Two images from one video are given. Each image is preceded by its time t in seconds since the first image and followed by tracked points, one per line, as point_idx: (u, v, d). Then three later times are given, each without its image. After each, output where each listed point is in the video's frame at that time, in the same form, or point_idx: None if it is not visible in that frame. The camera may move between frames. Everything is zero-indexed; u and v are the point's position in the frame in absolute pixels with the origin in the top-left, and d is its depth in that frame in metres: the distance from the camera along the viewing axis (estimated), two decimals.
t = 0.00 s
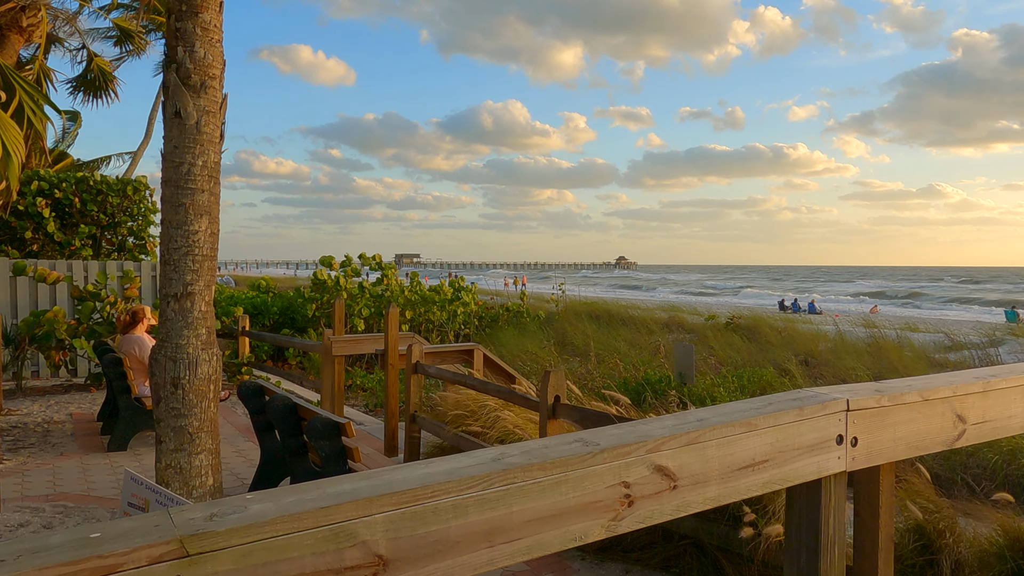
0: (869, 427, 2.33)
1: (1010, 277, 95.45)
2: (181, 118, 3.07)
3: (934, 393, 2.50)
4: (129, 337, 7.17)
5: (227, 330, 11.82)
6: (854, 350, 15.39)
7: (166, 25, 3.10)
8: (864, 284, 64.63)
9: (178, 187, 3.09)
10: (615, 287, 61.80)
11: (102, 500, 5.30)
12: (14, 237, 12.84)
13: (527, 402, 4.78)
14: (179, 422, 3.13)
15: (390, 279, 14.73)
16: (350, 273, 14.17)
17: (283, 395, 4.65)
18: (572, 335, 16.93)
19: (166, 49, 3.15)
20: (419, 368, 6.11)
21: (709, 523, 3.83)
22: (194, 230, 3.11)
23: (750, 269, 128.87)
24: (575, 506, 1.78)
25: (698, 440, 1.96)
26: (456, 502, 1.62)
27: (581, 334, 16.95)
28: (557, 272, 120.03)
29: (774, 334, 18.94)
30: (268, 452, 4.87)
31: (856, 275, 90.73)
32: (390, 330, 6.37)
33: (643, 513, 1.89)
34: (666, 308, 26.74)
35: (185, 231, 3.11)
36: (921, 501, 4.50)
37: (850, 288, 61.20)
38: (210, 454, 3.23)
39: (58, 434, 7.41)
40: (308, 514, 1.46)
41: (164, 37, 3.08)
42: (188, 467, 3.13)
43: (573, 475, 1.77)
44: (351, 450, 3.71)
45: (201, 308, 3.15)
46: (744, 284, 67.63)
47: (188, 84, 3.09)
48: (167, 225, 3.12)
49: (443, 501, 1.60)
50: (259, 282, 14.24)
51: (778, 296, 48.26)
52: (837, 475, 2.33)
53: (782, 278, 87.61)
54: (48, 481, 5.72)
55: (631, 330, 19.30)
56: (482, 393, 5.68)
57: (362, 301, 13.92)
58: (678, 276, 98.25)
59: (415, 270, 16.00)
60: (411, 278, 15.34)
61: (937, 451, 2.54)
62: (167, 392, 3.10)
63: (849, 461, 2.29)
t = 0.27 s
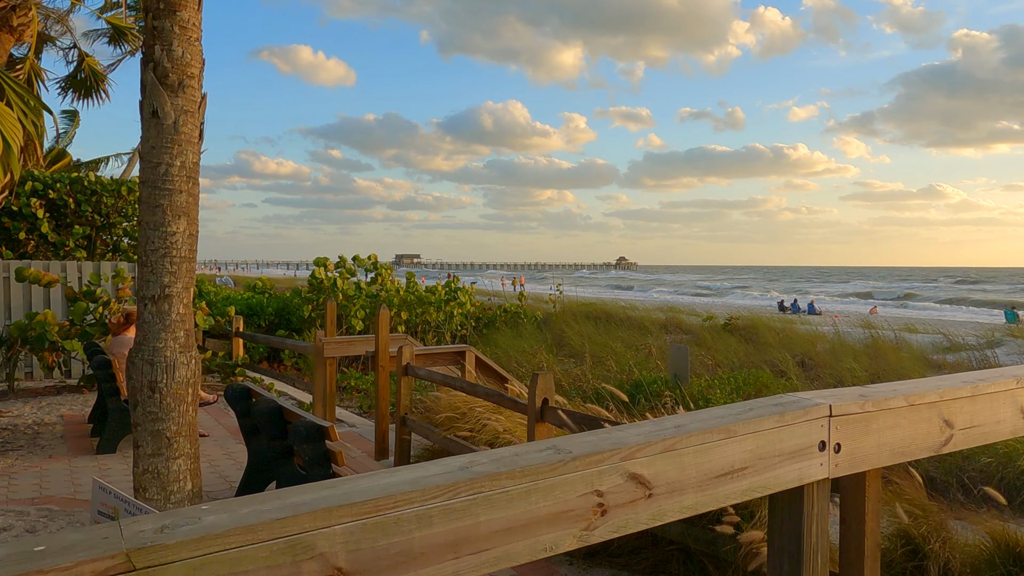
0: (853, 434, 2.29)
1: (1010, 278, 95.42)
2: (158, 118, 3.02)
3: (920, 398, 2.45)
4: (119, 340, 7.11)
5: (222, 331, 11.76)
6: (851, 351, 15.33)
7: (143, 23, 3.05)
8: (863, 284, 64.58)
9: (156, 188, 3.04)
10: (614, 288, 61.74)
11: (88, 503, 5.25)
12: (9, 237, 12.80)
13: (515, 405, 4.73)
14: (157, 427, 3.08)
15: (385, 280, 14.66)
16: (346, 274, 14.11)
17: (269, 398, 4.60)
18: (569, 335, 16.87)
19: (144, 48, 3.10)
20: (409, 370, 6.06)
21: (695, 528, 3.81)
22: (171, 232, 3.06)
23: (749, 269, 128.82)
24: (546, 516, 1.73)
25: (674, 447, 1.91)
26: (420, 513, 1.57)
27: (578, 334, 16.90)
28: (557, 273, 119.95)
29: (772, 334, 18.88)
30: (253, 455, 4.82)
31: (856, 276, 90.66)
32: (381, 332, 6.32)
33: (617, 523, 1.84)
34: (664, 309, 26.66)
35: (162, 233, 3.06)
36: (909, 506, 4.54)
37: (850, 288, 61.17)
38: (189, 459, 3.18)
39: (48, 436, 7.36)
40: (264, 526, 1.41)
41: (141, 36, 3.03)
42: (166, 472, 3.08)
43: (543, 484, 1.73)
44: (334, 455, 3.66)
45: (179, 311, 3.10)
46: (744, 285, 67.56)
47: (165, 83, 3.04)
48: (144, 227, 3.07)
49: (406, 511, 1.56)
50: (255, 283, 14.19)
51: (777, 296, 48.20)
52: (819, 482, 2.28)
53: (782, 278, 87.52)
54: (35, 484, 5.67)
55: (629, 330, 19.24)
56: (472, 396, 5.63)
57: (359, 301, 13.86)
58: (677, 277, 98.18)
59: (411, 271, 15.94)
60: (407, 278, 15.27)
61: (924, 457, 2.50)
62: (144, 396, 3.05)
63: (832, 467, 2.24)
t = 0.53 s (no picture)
0: (836, 441, 2.24)
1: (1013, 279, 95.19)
2: (136, 119, 2.98)
3: (906, 405, 2.40)
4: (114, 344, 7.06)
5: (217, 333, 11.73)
6: (851, 354, 15.28)
7: (121, 23, 3.01)
8: (866, 286, 64.46)
9: (133, 190, 3.00)
10: (615, 288, 61.66)
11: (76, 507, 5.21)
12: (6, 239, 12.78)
13: (504, 410, 4.69)
14: (134, 431, 3.04)
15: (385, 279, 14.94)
16: (343, 275, 14.07)
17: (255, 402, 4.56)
18: (568, 337, 16.83)
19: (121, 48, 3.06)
20: (400, 373, 6.02)
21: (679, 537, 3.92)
22: (149, 234, 3.02)
23: (752, 271, 128.72)
24: (513, 528, 1.69)
25: (648, 457, 1.87)
26: (380, 525, 1.53)
27: (577, 336, 16.84)
28: (559, 274, 119.85)
29: (772, 336, 18.82)
30: (240, 459, 4.78)
31: (858, 277, 90.50)
32: (372, 334, 6.28)
33: (589, 534, 1.80)
34: (665, 310, 26.58)
35: (139, 235, 3.01)
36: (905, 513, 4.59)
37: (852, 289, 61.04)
38: (167, 465, 3.14)
39: (39, 439, 7.32)
40: (213, 539, 1.37)
41: (119, 36, 2.99)
42: (144, 478, 3.04)
43: (510, 495, 1.68)
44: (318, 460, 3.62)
45: (157, 315, 3.06)
46: (745, 286, 67.43)
47: (143, 84, 2.99)
48: (121, 229, 3.03)
49: (365, 524, 1.51)
50: (252, 284, 14.18)
51: (779, 297, 48.10)
52: (801, 491, 2.23)
53: (784, 279, 87.41)
54: (23, 487, 5.63)
55: (628, 332, 19.18)
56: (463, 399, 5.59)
57: (356, 303, 13.83)
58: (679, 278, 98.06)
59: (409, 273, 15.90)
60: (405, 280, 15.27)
61: (910, 465, 2.45)
62: (121, 401, 3.01)
63: (814, 476, 2.20)
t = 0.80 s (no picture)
0: (817, 448, 2.20)
1: (1014, 281, 94.98)
2: (114, 120, 2.95)
3: (890, 410, 2.36)
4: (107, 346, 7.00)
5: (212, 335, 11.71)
6: (849, 355, 15.24)
7: (99, 23, 2.98)
8: (868, 287, 64.32)
9: (111, 192, 2.97)
10: (616, 290, 61.64)
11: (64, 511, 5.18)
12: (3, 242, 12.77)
13: (493, 413, 4.66)
14: (111, 436, 3.01)
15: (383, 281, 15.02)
16: (340, 277, 14.06)
17: (241, 405, 4.52)
18: (566, 339, 16.80)
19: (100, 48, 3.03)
20: (391, 375, 5.98)
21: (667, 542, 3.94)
22: (127, 237, 2.99)
23: (753, 272, 128.63)
24: (479, 538, 1.65)
25: (621, 464, 1.83)
26: (338, 536, 1.49)
27: (575, 338, 16.81)
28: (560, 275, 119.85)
29: (772, 338, 18.77)
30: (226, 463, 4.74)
31: (859, 279, 90.37)
32: (364, 337, 6.25)
33: (559, 543, 1.76)
34: (665, 312, 26.54)
35: (117, 238, 2.98)
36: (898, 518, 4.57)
37: (853, 291, 60.96)
38: (145, 470, 3.11)
39: (31, 442, 7.29)
40: (162, 550, 1.33)
41: (98, 36, 2.96)
42: (121, 483, 3.01)
43: (475, 504, 1.64)
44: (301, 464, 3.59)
45: (135, 318, 3.03)
46: (746, 287, 67.34)
47: (120, 85, 2.96)
48: (99, 231, 2.99)
49: (323, 534, 1.47)
50: (249, 285, 14.16)
51: (780, 299, 48.04)
52: (781, 498, 2.19)
53: (786, 281, 87.30)
54: (11, 491, 5.59)
55: (627, 334, 19.16)
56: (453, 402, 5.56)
57: (353, 305, 13.80)
58: (680, 279, 97.98)
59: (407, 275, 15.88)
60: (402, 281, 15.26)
61: (894, 471, 2.41)
62: (97, 405, 2.97)
63: (794, 483, 2.16)
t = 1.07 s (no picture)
0: (802, 454, 2.16)
1: (1017, 283, 94.74)
2: (95, 122, 2.92)
3: (878, 416, 2.32)
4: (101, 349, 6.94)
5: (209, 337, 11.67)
6: (850, 358, 15.17)
7: (81, 25, 2.95)
8: (870, 289, 64.14)
9: (92, 195, 2.94)
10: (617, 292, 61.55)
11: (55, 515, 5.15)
12: None
13: (484, 417, 4.62)
14: (93, 441, 2.98)
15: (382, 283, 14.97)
16: (338, 280, 14.02)
17: (231, 409, 4.49)
18: (565, 341, 16.76)
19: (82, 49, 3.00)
20: (384, 379, 5.94)
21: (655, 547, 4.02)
22: (108, 240, 2.96)
23: (755, 275, 128.46)
24: (451, 548, 1.61)
25: (598, 472, 1.79)
26: (304, 545, 1.45)
27: (574, 340, 16.77)
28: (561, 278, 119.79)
29: (772, 340, 18.70)
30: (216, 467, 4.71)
31: (862, 281, 90.18)
32: (357, 340, 6.21)
33: (534, 553, 1.72)
34: (665, 314, 26.46)
35: (98, 241, 2.95)
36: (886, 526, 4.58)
37: (855, 293, 60.77)
38: (128, 475, 3.08)
39: (25, 445, 7.27)
40: (120, 561, 1.30)
41: (79, 37, 2.93)
42: (102, 489, 2.97)
43: (448, 512, 1.61)
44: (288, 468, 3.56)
45: (116, 321, 2.99)
46: (748, 289, 67.20)
47: (102, 86, 2.93)
48: (80, 234, 2.96)
49: (289, 544, 1.44)
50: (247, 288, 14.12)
51: (781, 301, 47.92)
52: (766, 506, 2.15)
53: (788, 283, 87.14)
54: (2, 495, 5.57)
55: (627, 336, 19.10)
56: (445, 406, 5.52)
57: (351, 307, 13.76)
58: (682, 282, 97.84)
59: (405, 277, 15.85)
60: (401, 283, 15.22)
61: (883, 478, 2.37)
62: (79, 410, 2.94)
63: (779, 491, 2.12)
